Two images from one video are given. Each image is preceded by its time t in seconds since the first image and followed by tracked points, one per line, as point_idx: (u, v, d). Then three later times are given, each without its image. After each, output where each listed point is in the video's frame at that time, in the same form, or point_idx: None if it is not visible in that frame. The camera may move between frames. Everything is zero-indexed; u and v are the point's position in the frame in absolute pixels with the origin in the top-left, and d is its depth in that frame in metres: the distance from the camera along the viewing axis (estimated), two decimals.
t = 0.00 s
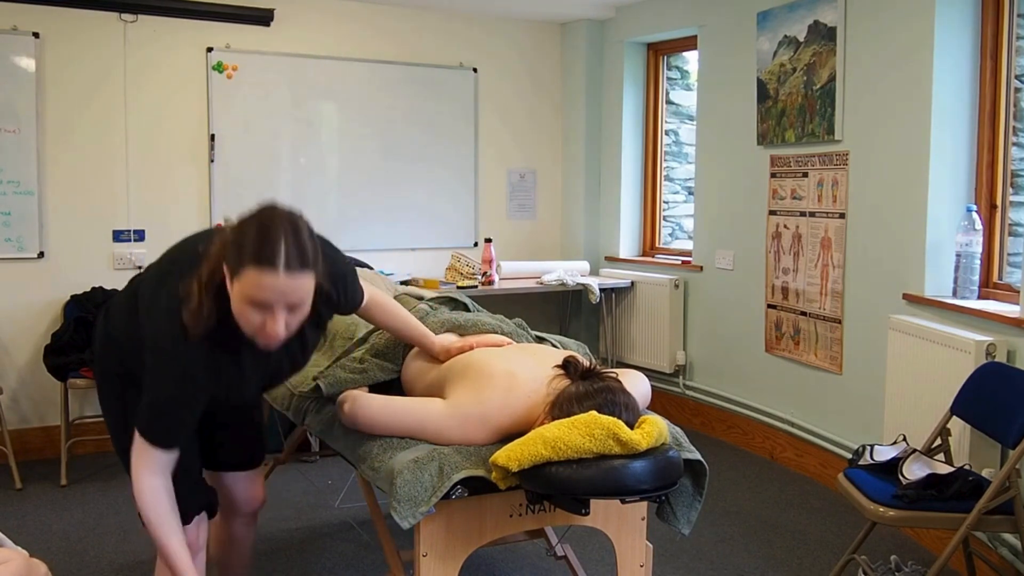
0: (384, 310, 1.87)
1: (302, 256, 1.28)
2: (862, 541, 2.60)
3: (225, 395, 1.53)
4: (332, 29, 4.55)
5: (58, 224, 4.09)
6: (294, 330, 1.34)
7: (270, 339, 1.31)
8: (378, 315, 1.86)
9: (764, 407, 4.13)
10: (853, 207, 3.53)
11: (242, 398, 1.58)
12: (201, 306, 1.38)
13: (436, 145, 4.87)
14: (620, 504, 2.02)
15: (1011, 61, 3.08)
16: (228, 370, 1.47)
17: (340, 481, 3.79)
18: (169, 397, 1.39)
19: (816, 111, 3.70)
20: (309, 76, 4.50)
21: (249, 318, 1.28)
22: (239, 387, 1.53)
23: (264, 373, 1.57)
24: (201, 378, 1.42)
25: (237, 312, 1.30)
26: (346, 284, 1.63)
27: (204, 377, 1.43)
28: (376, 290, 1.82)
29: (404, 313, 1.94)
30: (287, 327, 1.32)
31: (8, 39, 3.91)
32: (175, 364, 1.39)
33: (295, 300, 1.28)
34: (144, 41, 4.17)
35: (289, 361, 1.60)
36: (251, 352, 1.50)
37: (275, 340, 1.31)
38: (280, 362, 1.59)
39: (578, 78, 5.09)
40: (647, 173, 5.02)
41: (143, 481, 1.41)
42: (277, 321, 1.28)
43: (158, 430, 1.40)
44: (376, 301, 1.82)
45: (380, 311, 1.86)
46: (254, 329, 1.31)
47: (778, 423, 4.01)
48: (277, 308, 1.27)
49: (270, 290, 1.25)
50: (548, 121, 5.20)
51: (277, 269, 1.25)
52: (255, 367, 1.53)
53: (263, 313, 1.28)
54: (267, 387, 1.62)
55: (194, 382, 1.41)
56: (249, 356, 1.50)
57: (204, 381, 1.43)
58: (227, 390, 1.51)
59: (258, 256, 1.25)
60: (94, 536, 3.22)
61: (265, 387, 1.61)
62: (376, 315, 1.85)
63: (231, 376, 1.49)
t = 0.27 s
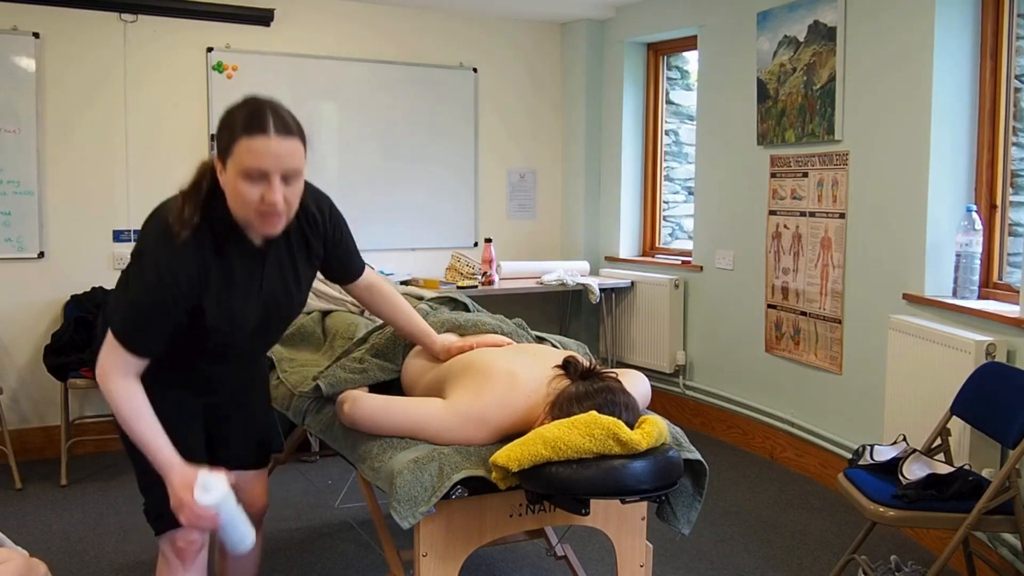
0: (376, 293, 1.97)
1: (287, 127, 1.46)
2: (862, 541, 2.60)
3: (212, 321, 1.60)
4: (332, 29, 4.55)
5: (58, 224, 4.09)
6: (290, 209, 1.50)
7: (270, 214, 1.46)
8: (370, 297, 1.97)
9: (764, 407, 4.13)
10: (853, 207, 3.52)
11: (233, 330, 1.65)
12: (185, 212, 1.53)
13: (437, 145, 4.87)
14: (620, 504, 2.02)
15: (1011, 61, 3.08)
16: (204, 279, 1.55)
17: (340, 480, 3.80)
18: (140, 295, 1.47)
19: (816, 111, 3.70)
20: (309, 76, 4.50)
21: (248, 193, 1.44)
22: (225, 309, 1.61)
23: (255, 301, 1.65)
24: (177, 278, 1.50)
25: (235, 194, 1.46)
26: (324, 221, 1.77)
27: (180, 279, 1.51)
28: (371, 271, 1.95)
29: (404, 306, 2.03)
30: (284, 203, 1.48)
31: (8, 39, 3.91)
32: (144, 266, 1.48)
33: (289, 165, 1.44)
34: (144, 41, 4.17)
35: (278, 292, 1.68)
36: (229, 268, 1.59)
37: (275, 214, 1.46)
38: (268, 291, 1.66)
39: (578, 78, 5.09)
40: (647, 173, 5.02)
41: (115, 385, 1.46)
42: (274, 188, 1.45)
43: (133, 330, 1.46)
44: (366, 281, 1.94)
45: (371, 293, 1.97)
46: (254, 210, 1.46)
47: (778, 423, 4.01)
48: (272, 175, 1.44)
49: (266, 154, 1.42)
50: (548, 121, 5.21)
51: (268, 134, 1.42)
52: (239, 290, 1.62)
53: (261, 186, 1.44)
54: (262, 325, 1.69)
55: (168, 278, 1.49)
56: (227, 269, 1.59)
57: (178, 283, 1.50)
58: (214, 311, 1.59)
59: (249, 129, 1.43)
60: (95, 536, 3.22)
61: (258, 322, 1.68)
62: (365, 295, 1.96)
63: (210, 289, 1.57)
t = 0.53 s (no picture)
0: (379, 277, 2.00)
1: (272, 41, 1.62)
2: (862, 540, 2.60)
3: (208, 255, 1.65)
4: (332, 29, 4.55)
5: (58, 224, 4.09)
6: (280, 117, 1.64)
7: (263, 117, 1.60)
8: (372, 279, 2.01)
9: (764, 407, 4.13)
10: (853, 207, 3.52)
11: (231, 266, 1.68)
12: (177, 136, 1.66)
13: (437, 145, 4.87)
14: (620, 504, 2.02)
15: (1011, 61, 3.08)
16: (194, 206, 1.62)
17: (340, 480, 3.80)
18: (130, 212, 1.56)
19: (816, 111, 3.70)
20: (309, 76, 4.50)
21: (241, 95, 1.58)
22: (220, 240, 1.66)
23: (250, 235, 1.69)
24: (164, 198, 1.58)
25: (229, 101, 1.59)
26: (323, 175, 1.85)
27: (168, 199, 1.59)
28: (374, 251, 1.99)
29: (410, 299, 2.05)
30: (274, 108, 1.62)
31: (8, 39, 3.91)
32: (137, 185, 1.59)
33: (277, 71, 1.60)
34: (143, 41, 4.17)
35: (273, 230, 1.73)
36: (221, 198, 1.66)
37: (268, 116, 1.60)
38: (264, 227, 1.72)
39: (578, 78, 5.09)
40: (647, 173, 5.02)
41: (112, 300, 1.56)
42: (265, 90, 1.59)
43: (125, 247, 1.56)
44: (367, 260, 1.98)
45: (374, 276, 2.00)
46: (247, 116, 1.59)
47: (778, 423, 4.01)
48: (262, 78, 1.58)
49: (256, 61, 1.57)
50: (548, 121, 5.21)
51: (256, 42, 1.58)
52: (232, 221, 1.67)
53: (253, 89, 1.59)
54: (263, 265, 1.72)
55: (156, 197, 1.57)
56: (220, 200, 1.66)
57: (166, 203, 1.58)
58: (209, 241, 1.64)
59: (237, 41, 1.59)
60: (95, 536, 3.22)
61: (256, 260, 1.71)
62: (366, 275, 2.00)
63: (201, 216, 1.63)
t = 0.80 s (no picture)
0: (378, 267, 2.08)
1: (282, 24, 1.78)
2: (862, 540, 2.59)
3: (202, 210, 1.75)
4: (332, 29, 4.55)
5: (58, 224, 4.09)
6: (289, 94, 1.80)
7: (278, 94, 1.76)
8: (371, 268, 2.09)
9: (764, 407, 4.13)
10: (853, 207, 3.52)
11: (225, 221, 1.76)
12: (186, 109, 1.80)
13: (437, 145, 4.87)
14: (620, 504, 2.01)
15: (1011, 61, 3.08)
16: (187, 163, 1.74)
17: (340, 480, 3.80)
18: (127, 169, 1.72)
19: (816, 111, 3.70)
20: (309, 76, 4.49)
21: (258, 75, 1.73)
22: (212, 195, 1.75)
23: (243, 193, 1.78)
24: (163, 156, 1.72)
25: (246, 80, 1.73)
26: (320, 158, 1.97)
27: (161, 155, 1.72)
28: (374, 239, 2.09)
29: (410, 293, 2.10)
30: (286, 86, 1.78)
31: (8, 39, 3.91)
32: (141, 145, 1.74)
33: (290, 53, 1.76)
34: (144, 41, 4.17)
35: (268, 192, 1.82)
36: (214, 158, 1.77)
37: (282, 94, 1.77)
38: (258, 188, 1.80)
39: (578, 78, 5.08)
40: (647, 173, 5.02)
41: (111, 252, 1.71)
42: (280, 71, 1.75)
43: (124, 202, 1.72)
44: (366, 246, 2.08)
45: (373, 265, 2.08)
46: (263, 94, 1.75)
47: (778, 423, 4.01)
48: (278, 60, 1.74)
49: (275, 44, 1.73)
50: (548, 121, 5.20)
51: (271, 28, 1.73)
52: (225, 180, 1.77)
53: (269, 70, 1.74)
54: (257, 224, 1.80)
55: (149, 155, 1.72)
56: (213, 160, 1.77)
57: (158, 159, 1.72)
58: (201, 196, 1.75)
59: (253, 25, 1.73)
60: (95, 535, 3.22)
61: (250, 217, 1.78)
62: (364, 262, 2.08)
63: (193, 173, 1.74)
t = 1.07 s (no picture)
0: (380, 263, 2.09)
1: (286, 26, 1.79)
2: (863, 540, 2.59)
3: (201, 203, 1.77)
4: (332, 29, 4.56)
5: (58, 224, 4.09)
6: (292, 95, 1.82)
7: (282, 97, 1.78)
8: (373, 265, 2.10)
9: (764, 407, 4.13)
10: (853, 207, 3.52)
11: (224, 211, 1.77)
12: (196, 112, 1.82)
13: (437, 145, 4.87)
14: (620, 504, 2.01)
15: (1011, 61, 3.08)
16: (185, 158, 1.77)
17: (340, 480, 3.80)
18: (131, 169, 1.77)
19: (816, 111, 3.70)
20: (309, 76, 4.49)
21: (264, 77, 1.75)
22: (211, 186, 1.77)
23: (242, 185, 1.79)
24: (164, 155, 1.76)
25: (252, 83, 1.75)
26: (322, 158, 1.97)
27: (161, 152, 1.76)
28: (375, 237, 2.11)
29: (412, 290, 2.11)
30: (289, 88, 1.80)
31: (8, 39, 3.91)
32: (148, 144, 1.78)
33: (295, 56, 1.78)
34: (144, 41, 4.17)
35: (267, 184, 1.82)
36: (213, 151, 1.79)
37: (287, 96, 1.79)
38: (257, 180, 1.81)
39: (578, 77, 5.09)
40: (647, 173, 5.02)
41: (115, 246, 1.76)
42: (285, 73, 1.76)
43: (129, 201, 1.77)
44: (368, 244, 2.09)
45: (375, 261, 2.09)
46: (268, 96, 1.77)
47: (778, 423, 4.01)
48: (284, 63, 1.76)
49: (280, 47, 1.74)
50: (548, 121, 5.21)
51: (277, 31, 1.75)
52: (223, 172, 1.79)
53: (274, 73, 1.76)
54: (256, 218, 1.80)
55: (150, 152, 1.76)
56: (212, 154, 1.79)
57: (158, 157, 1.76)
58: (200, 189, 1.77)
59: (258, 28, 1.74)
60: (95, 535, 3.22)
61: (249, 207, 1.79)
62: (367, 260, 2.09)
63: (192, 167, 1.77)
